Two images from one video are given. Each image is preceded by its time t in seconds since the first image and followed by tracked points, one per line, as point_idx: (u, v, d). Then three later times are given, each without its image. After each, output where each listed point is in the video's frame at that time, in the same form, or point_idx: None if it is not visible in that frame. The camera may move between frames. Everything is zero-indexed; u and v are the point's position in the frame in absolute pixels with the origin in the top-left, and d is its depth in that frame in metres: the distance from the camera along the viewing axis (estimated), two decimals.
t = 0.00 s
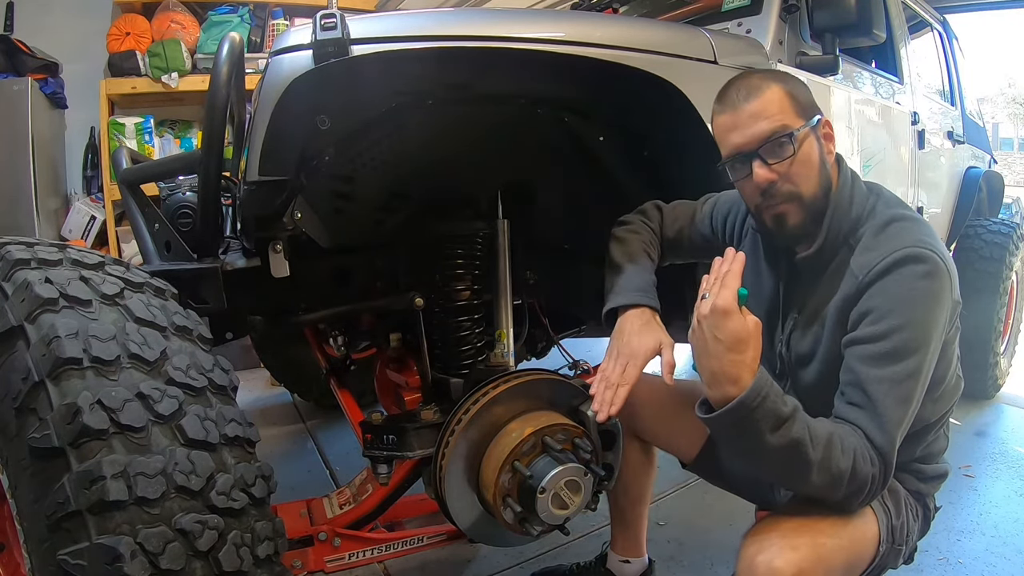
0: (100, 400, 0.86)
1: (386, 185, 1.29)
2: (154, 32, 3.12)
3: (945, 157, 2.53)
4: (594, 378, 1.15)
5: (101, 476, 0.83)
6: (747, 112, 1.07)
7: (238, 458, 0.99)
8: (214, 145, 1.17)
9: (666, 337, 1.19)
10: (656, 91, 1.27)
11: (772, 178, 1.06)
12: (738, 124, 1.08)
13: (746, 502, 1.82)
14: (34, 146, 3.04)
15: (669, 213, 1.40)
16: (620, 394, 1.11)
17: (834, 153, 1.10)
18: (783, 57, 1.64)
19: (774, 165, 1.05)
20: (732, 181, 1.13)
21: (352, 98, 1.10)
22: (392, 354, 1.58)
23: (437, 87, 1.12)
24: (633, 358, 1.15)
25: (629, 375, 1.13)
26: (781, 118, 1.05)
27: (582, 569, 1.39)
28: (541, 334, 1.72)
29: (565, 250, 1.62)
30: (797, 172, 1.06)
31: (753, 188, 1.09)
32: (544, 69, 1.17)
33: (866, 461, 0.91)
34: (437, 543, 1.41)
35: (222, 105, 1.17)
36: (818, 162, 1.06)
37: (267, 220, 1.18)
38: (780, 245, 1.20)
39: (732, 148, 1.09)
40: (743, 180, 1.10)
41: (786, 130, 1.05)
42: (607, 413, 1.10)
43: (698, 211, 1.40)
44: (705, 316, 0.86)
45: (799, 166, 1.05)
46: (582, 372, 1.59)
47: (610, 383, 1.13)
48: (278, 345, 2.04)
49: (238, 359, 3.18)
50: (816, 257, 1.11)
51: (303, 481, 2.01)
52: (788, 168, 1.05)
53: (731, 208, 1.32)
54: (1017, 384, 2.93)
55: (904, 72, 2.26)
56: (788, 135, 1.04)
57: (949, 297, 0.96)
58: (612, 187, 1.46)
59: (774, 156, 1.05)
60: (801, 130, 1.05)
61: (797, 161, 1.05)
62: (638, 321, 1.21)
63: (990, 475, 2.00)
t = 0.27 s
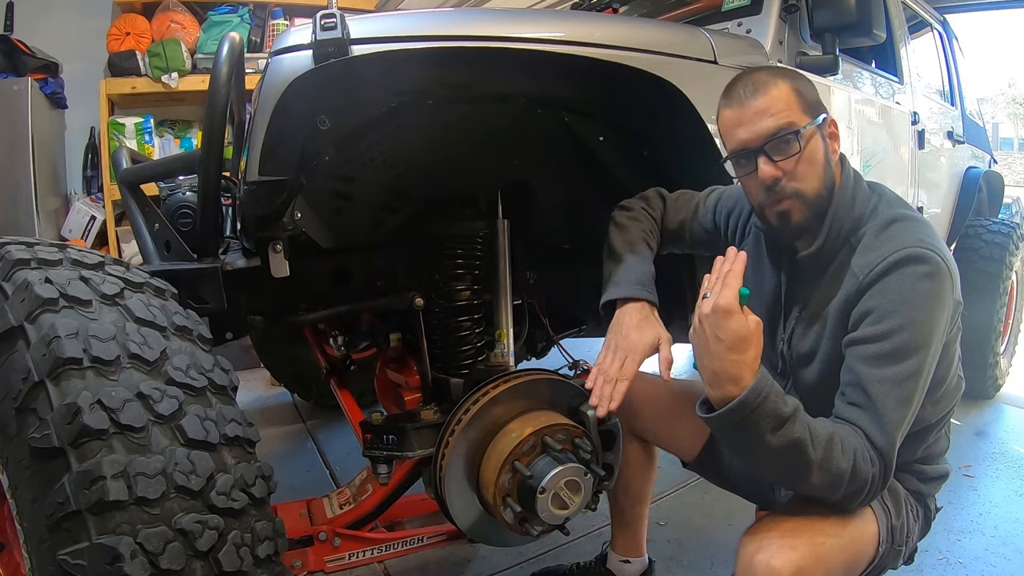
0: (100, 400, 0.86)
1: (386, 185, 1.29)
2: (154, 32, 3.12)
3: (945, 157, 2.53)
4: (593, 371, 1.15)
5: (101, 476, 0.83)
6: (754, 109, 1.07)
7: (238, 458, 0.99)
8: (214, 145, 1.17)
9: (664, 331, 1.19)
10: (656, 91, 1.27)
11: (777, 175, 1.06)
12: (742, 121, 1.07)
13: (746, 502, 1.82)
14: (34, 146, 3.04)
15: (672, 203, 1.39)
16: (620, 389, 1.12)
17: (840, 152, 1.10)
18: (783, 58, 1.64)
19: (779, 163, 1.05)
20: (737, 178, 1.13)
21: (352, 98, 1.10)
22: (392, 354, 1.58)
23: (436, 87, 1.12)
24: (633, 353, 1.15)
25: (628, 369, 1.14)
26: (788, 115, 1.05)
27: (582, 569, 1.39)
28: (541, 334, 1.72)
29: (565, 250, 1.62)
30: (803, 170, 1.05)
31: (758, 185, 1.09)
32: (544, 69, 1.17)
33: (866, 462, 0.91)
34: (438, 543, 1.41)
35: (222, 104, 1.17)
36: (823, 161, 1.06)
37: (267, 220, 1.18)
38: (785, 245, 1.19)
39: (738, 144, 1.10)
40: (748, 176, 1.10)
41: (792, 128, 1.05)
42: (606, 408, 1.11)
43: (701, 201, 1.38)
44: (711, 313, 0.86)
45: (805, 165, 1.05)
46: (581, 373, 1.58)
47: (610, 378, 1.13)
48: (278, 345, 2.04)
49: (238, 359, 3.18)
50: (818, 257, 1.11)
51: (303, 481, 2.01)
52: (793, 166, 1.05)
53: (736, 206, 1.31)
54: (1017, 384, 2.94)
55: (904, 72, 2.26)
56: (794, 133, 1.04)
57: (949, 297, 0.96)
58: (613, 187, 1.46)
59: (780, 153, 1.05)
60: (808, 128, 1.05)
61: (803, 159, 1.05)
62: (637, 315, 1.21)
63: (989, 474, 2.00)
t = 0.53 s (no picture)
0: (100, 400, 0.86)
1: (386, 185, 1.29)
2: (154, 32, 3.12)
3: (945, 157, 2.53)
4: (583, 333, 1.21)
5: (101, 476, 0.83)
6: (758, 110, 1.07)
7: (238, 458, 0.99)
8: (214, 145, 1.17)
9: (655, 322, 1.28)
10: (656, 91, 1.27)
11: (781, 177, 1.07)
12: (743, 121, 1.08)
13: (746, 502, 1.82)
14: (34, 146, 3.04)
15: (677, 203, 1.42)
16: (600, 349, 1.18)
17: (845, 151, 1.11)
18: (784, 57, 1.64)
19: (783, 165, 1.06)
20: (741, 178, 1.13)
21: (352, 98, 1.10)
22: (392, 354, 1.58)
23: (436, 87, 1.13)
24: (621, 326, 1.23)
25: (613, 338, 1.20)
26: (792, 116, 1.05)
27: (582, 569, 1.39)
28: (541, 334, 1.72)
29: (565, 250, 1.62)
30: (807, 171, 1.06)
31: (761, 186, 1.10)
32: (544, 69, 1.17)
33: (866, 462, 0.91)
34: (438, 543, 1.41)
35: (222, 104, 1.17)
36: (827, 160, 1.07)
37: (267, 220, 1.18)
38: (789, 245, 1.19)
39: (741, 146, 1.10)
40: (752, 177, 1.11)
41: (796, 129, 1.05)
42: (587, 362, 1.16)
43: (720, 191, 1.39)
44: (711, 309, 0.86)
45: (809, 165, 1.06)
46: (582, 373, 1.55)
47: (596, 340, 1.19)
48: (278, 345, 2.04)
49: (238, 359, 3.18)
50: (820, 258, 1.12)
51: (303, 481, 2.01)
52: (797, 168, 1.06)
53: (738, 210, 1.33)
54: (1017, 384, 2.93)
55: (904, 72, 2.26)
56: (798, 135, 1.05)
57: (954, 299, 0.96)
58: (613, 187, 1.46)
59: (784, 155, 1.05)
60: (812, 129, 1.05)
61: (808, 160, 1.05)
62: (633, 306, 1.28)
63: (989, 475, 2.00)
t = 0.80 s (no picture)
0: (100, 400, 0.86)
1: (386, 185, 1.29)
2: (154, 32, 3.12)
3: (945, 157, 2.53)
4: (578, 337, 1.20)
5: (101, 476, 0.83)
6: (747, 123, 1.07)
7: (238, 458, 0.99)
8: (214, 146, 1.17)
9: (655, 331, 1.26)
10: (656, 91, 1.27)
11: (769, 189, 1.08)
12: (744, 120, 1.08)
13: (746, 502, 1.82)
14: (34, 146, 3.04)
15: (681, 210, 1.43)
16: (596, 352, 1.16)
17: (844, 152, 1.09)
18: (784, 57, 1.65)
19: (770, 178, 1.07)
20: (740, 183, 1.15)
21: (352, 98, 1.10)
22: (392, 354, 1.58)
23: (436, 87, 1.13)
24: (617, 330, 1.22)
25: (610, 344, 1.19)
26: (780, 127, 1.05)
27: (582, 569, 1.39)
28: (541, 334, 1.71)
29: (565, 250, 1.62)
30: (797, 181, 1.06)
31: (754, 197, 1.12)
32: (544, 69, 1.17)
33: (865, 464, 0.91)
34: (438, 543, 1.41)
35: (222, 104, 1.17)
36: (820, 167, 1.06)
37: (267, 220, 1.18)
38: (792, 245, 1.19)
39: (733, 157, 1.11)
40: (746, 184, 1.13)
41: (782, 141, 1.05)
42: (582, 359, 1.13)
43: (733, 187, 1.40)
44: (712, 312, 0.86)
45: (799, 176, 1.06)
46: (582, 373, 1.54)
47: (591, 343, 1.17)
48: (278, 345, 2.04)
49: (238, 359, 3.18)
50: (827, 259, 1.12)
51: (304, 481, 2.01)
52: (786, 179, 1.06)
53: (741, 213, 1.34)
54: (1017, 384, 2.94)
55: (904, 72, 2.26)
56: (785, 147, 1.04)
57: (959, 303, 0.96)
58: (613, 189, 1.45)
59: (770, 168, 1.06)
60: (801, 138, 1.05)
61: (797, 170, 1.05)
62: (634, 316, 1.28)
63: (990, 475, 2.00)
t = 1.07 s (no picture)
0: (100, 400, 0.86)
1: (386, 185, 1.29)
2: (154, 32, 3.12)
3: (945, 157, 2.53)
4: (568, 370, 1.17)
5: (101, 476, 0.83)
6: (750, 131, 1.07)
7: (238, 458, 0.99)
8: (214, 146, 1.17)
9: (646, 325, 1.18)
10: (656, 91, 1.27)
11: (773, 198, 1.08)
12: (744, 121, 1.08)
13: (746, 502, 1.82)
14: (34, 146, 3.04)
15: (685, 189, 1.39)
16: (591, 378, 1.13)
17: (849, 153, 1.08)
18: (784, 57, 1.65)
19: (773, 187, 1.06)
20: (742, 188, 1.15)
21: (352, 98, 1.10)
22: (392, 354, 1.58)
23: (436, 87, 1.13)
24: (603, 340, 1.16)
25: (602, 361, 1.14)
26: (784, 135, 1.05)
27: (582, 569, 1.39)
28: (541, 334, 1.71)
29: (565, 249, 1.62)
30: (800, 189, 1.06)
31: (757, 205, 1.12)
32: (544, 69, 1.17)
33: (864, 466, 0.91)
34: (438, 543, 1.41)
35: (222, 104, 1.17)
36: (824, 174, 1.06)
37: (266, 220, 1.18)
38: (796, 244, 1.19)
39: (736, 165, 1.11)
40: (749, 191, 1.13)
41: (786, 150, 1.04)
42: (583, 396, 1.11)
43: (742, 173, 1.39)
44: (711, 317, 0.86)
45: (803, 183, 1.05)
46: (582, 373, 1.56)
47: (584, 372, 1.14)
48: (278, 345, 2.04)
49: (238, 359, 3.18)
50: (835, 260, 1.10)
51: (304, 481, 2.01)
52: (789, 187, 1.06)
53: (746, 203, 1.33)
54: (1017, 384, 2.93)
55: (904, 72, 2.26)
56: (789, 156, 1.04)
57: (963, 308, 0.96)
58: (614, 186, 1.46)
59: (775, 177, 1.06)
60: (805, 146, 1.04)
61: (801, 179, 1.05)
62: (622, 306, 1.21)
63: (989, 475, 2.00)
